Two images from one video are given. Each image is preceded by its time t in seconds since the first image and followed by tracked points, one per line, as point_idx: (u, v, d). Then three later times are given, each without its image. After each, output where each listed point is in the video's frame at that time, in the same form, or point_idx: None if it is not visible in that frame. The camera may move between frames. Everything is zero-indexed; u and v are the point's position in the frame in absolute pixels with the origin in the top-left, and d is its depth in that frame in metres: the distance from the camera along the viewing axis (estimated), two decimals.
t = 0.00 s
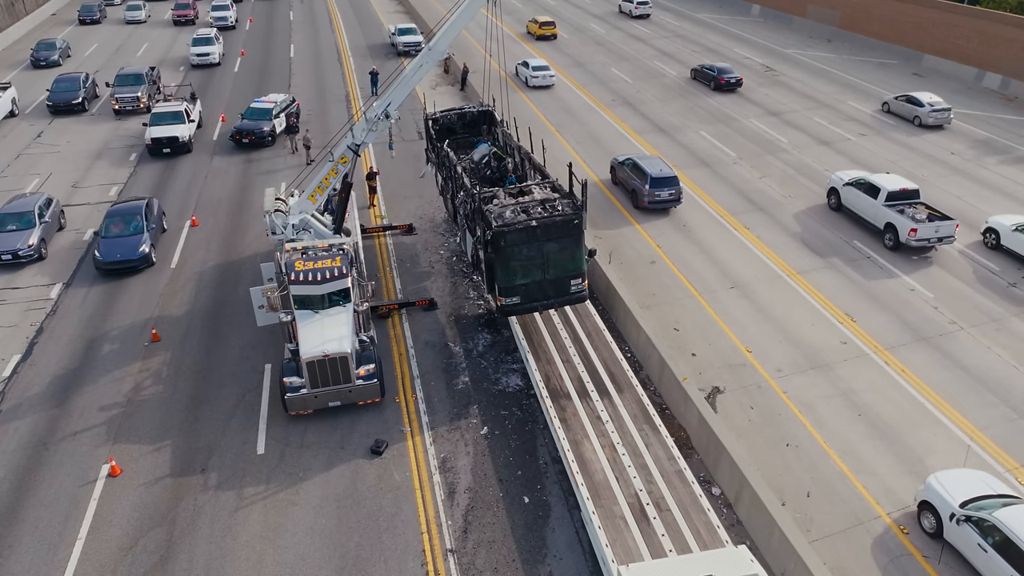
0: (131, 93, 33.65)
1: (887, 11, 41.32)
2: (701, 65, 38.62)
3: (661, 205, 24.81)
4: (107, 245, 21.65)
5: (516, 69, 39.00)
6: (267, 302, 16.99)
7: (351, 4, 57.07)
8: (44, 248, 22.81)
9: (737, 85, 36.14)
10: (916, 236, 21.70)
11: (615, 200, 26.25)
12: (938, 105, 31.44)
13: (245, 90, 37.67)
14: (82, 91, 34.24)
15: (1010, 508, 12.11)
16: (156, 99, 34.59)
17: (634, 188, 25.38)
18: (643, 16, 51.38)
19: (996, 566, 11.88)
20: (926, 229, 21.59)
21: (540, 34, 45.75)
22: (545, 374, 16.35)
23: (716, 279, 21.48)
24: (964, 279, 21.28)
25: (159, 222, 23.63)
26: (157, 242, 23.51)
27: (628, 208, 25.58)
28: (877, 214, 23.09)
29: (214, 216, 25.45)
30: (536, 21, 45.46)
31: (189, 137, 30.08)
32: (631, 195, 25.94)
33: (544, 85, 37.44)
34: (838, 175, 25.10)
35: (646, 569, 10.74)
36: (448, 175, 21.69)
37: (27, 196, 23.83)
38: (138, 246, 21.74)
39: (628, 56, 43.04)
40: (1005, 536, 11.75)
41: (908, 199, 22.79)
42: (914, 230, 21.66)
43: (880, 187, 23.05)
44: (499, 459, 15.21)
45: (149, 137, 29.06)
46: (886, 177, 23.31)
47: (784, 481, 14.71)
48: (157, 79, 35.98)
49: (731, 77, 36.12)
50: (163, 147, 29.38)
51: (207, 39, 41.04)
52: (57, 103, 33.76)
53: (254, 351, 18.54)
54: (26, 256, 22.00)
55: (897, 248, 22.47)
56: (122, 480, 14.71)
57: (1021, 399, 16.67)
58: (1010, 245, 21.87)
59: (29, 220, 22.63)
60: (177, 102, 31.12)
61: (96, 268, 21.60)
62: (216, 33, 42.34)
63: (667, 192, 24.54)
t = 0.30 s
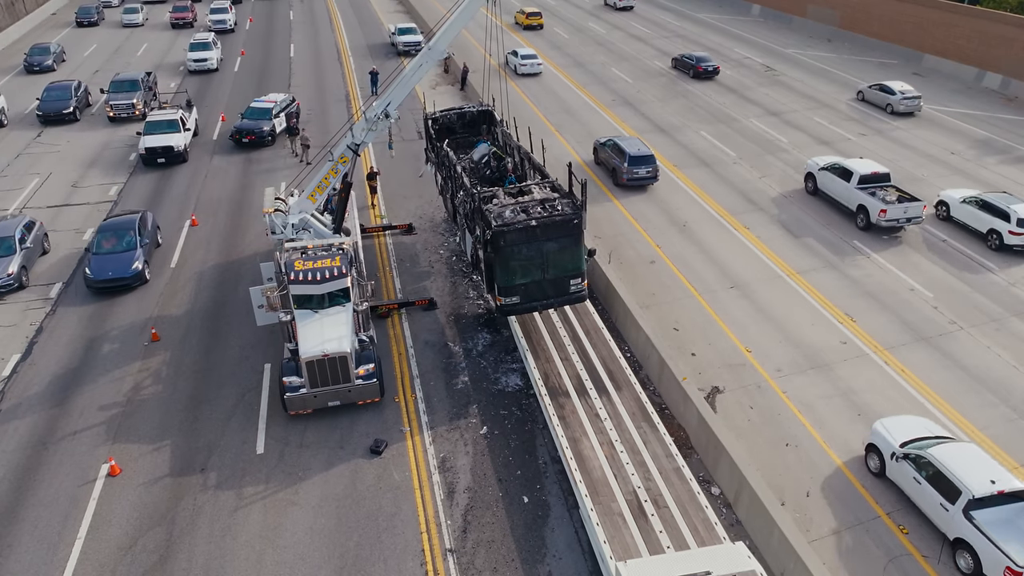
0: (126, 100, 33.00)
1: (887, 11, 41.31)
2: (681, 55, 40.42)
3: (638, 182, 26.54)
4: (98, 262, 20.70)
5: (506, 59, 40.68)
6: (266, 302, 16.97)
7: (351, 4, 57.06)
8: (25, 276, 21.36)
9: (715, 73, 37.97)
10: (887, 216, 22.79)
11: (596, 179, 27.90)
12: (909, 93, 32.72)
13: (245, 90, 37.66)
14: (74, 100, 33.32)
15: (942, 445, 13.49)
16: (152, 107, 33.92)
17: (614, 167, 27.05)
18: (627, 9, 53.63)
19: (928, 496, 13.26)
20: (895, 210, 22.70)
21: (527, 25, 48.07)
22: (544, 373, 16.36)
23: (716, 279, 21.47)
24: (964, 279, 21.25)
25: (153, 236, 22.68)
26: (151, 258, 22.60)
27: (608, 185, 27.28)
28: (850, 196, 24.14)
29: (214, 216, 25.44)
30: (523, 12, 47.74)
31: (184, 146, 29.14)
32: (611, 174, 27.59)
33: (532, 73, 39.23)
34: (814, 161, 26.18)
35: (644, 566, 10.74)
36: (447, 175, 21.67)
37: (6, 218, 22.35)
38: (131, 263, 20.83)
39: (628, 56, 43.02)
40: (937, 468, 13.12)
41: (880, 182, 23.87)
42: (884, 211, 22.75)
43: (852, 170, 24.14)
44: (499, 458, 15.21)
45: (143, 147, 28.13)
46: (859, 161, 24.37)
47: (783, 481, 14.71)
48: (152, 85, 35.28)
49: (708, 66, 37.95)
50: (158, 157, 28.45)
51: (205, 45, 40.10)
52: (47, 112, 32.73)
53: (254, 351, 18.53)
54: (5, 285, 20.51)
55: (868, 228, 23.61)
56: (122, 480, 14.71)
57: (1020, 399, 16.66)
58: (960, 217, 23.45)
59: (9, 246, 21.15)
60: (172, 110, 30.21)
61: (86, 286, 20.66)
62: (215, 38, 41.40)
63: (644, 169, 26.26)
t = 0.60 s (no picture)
0: (121, 108, 32.12)
1: (887, 11, 41.33)
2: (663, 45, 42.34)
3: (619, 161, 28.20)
4: (89, 281, 19.76)
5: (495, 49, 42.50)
6: (266, 301, 16.94)
7: (351, 4, 57.07)
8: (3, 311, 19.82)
9: (693, 62, 39.87)
10: (859, 198, 23.98)
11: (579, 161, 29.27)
12: (882, 82, 34.20)
13: (245, 89, 37.65)
14: (65, 110, 32.05)
15: (885, 392, 14.92)
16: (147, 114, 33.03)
17: (596, 148, 28.65)
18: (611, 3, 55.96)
19: (873, 437, 14.64)
20: (867, 192, 23.88)
21: (515, 15, 50.50)
22: (543, 370, 16.39)
23: (715, 278, 21.47)
24: (964, 279, 21.25)
25: (148, 252, 21.72)
26: (145, 274, 21.66)
27: (590, 164, 28.80)
28: (824, 179, 25.38)
29: (214, 216, 25.44)
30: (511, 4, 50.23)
31: (179, 156, 28.24)
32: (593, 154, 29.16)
33: (521, 62, 40.99)
34: (792, 148, 27.29)
35: (641, 562, 10.75)
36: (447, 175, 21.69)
37: None
38: (123, 281, 19.90)
39: (628, 56, 43.02)
40: (878, 411, 14.54)
41: (853, 167, 25.05)
42: (857, 192, 23.94)
43: (827, 156, 25.37)
44: (498, 458, 15.21)
45: (137, 157, 27.22)
46: (834, 147, 25.59)
47: (783, 481, 14.71)
48: (148, 91, 34.45)
49: (687, 55, 39.82)
50: (152, 167, 27.56)
51: (203, 50, 38.98)
52: (36, 124, 31.47)
53: (253, 351, 18.54)
54: None
55: (842, 210, 24.80)
56: (121, 480, 14.71)
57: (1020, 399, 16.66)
58: (913, 190, 25.32)
59: None
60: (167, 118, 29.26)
61: (77, 305, 19.74)
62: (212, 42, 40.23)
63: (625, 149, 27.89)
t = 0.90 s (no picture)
0: (115, 114, 31.19)
1: (887, 10, 41.33)
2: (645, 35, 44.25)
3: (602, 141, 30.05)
4: (79, 301, 18.82)
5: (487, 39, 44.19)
6: (266, 300, 16.98)
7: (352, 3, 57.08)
8: None
9: (673, 50, 41.83)
10: (834, 180, 25.20)
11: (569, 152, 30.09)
12: (856, 71, 35.74)
13: (245, 89, 37.65)
14: (54, 121, 30.72)
15: (836, 345, 16.29)
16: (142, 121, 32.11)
17: (579, 129, 30.41)
18: None
19: (824, 385, 16.00)
20: (841, 175, 25.12)
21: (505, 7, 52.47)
22: (542, 368, 16.45)
23: (715, 278, 21.47)
24: (964, 279, 21.23)
25: (141, 269, 20.81)
26: (138, 292, 20.77)
27: (573, 145, 30.53)
28: (801, 163, 26.55)
29: (214, 215, 25.45)
30: None
31: (174, 166, 27.31)
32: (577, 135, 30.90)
33: (511, 51, 42.66)
34: (771, 135, 28.43)
35: (640, 557, 10.78)
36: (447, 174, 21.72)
37: None
38: (115, 301, 18.99)
39: (628, 55, 43.01)
40: (830, 362, 15.89)
41: (829, 152, 26.24)
42: (831, 175, 25.16)
43: (804, 141, 26.50)
44: (498, 456, 15.23)
45: (131, 167, 26.30)
46: (811, 134, 26.70)
47: (783, 480, 14.71)
48: (144, 97, 33.55)
49: (667, 43, 41.79)
50: (146, 178, 26.64)
51: (201, 56, 38.05)
52: (24, 136, 30.07)
53: (254, 349, 18.56)
54: None
55: (818, 192, 25.92)
56: (121, 478, 14.73)
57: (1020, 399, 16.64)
58: (871, 165, 27.24)
59: None
60: (162, 127, 28.31)
61: (67, 327, 18.81)
62: (210, 47, 39.26)
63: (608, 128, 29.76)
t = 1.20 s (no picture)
0: (109, 123, 30.33)
1: (887, 10, 41.32)
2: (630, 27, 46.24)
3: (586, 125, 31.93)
4: (68, 324, 17.92)
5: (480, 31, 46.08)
6: (267, 299, 17.01)
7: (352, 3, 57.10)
8: None
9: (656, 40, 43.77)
10: (810, 165, 26.33)
11: (571, 153, 29.98)
12: (833, 61, 37.32)
13: (245, 88, 37.65)
14: (43, 133, 29.48)
15: (794, 305, 17.77)
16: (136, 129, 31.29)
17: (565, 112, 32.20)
18: None
19: (783, 341, 17.44)
20: (818, 160, 26.23)
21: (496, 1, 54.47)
22: (541, 366, 16.49)
23: (716, 278, 21.47)
24: (964, 279, 21.22)
25: (134, 289, 19.90)
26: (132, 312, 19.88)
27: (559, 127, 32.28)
28: (779, 149, 27.67)
29: (215, 214, 25.45)
30: None
31: (169, 178, 26.35)
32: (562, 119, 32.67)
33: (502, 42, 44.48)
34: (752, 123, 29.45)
35: (639, 552, 10.79)
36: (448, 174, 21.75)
37: None
38: (106, 324, 18.08)
39: (629, 55, 43.00)
40: (788, 320, 17.36)
41: (806, 138, 27.32)
42: (808, 160, 26.27)
43: (783, 129, 27.56)
44: (498, 456, 15.23)
45: (123, 180, 25.36)
46: (790, 121, 27.79)
47: (783, 480, 14.70)
48: (138, 105, 32.66)
49: (649, 34, 43.73)
50: (140, 190, 25.67)
51: (198, 62, 37.07)
52: (11, 149, 28.72)
53: (254, 349, 18.56)
54: None
55: (796, 177, 27.11)
56: (122, 477, 14.74)
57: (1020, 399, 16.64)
58: (832, 143, 29.20)
59: None
60: (156, 136, 27.34)
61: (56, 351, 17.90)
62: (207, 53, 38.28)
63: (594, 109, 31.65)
